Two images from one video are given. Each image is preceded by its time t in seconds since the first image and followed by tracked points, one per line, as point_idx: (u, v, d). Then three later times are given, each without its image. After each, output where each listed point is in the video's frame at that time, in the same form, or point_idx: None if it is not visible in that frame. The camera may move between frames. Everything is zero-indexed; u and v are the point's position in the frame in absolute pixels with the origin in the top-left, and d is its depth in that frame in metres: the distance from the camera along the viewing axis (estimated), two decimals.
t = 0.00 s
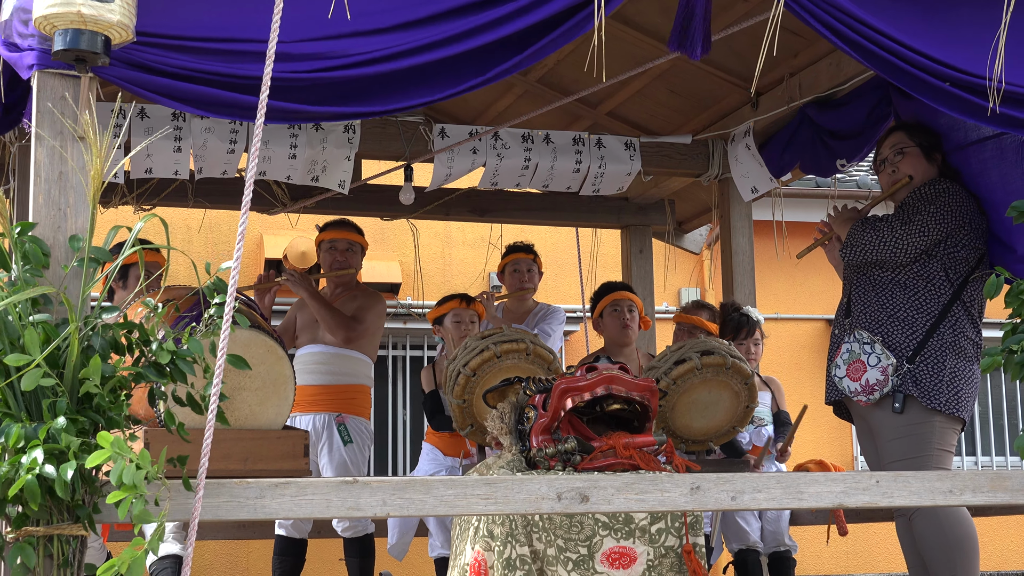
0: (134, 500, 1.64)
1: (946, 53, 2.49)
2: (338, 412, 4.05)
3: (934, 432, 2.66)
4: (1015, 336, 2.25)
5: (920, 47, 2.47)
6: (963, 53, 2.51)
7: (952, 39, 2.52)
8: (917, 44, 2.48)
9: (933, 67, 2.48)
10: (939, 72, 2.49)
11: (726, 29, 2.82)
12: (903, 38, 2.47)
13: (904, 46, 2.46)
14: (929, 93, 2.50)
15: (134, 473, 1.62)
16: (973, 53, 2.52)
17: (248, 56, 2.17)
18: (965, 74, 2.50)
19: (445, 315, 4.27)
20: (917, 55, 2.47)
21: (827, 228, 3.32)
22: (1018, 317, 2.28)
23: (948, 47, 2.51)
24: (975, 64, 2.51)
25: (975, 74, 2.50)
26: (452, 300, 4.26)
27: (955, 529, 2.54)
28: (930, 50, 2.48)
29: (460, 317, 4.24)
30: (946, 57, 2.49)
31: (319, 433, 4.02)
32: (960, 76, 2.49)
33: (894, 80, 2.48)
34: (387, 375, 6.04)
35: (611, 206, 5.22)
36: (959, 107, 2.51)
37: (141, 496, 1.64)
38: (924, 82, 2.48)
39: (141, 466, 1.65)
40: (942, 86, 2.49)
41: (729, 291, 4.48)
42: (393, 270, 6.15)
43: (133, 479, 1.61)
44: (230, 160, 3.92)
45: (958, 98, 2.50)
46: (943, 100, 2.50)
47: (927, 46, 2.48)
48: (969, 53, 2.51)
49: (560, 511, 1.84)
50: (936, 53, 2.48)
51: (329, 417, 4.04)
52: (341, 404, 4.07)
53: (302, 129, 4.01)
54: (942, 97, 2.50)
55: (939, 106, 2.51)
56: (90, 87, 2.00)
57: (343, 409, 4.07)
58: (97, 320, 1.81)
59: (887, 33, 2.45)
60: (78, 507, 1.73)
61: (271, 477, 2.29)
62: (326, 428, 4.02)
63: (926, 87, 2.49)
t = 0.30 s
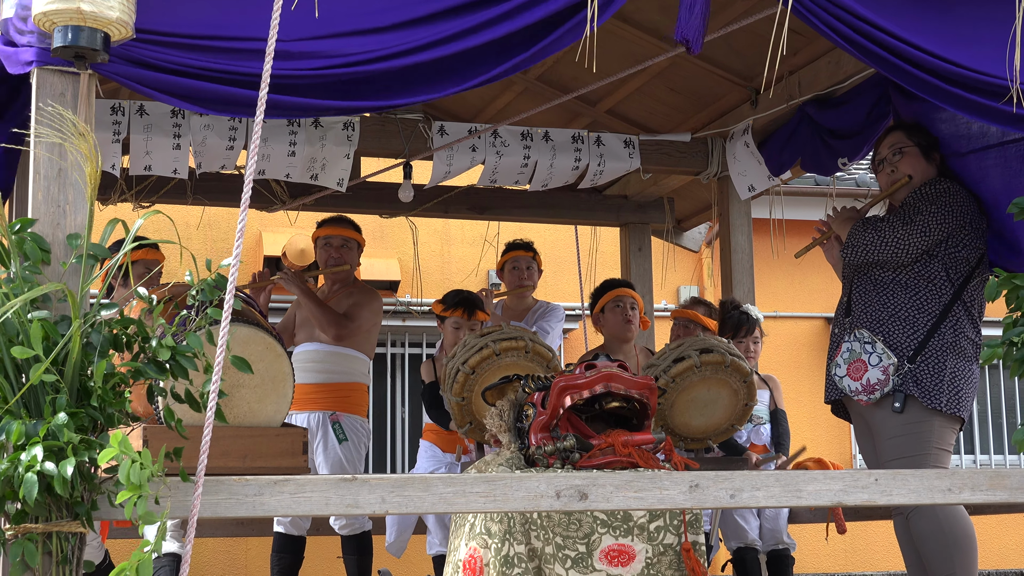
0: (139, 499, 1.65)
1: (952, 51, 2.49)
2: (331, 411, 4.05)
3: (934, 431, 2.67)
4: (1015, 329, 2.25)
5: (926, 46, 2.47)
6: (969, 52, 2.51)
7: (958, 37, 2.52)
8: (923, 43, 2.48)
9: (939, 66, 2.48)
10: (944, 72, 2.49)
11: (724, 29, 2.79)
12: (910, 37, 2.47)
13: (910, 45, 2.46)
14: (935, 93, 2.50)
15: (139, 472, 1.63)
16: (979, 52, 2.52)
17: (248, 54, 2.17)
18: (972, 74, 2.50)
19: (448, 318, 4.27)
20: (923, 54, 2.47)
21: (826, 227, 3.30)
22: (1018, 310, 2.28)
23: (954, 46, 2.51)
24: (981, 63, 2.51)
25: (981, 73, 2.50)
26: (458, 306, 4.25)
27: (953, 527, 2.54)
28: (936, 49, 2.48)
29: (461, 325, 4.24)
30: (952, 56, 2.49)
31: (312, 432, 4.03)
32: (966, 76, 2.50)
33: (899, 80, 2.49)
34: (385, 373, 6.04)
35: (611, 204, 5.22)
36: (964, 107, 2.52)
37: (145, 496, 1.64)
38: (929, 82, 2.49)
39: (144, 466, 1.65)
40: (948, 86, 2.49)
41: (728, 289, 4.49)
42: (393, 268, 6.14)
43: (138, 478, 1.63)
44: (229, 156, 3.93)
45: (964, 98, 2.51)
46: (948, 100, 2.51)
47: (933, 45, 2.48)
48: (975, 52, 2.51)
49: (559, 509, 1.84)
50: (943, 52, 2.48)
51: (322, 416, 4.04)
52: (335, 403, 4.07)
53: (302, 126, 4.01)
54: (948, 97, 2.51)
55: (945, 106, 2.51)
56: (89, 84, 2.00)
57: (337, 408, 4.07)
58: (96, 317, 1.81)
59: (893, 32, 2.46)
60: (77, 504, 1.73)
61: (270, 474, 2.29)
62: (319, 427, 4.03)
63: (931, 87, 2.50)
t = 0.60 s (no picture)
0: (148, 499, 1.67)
1: (957, 48, 2.49)
2: (327, 409, 4.05)
3: (933, 429, 2.67)
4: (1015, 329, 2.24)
5: (931, 44, 2.47)
6: (974, 49, 2.51)
7: (962, 34, 2.51)
8: (929, 40, 2.47)
9: (944, 64, 2.48)
10: (949, 69, 2.49)
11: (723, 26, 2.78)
12: (915, 35, 2.46)
13: (915, 43, 2.46)
14: (941, 91, 2.50)
15: (146, 473, 1.66)
16: (983, 49, 2.52)
17: (247, 51, 2.17)
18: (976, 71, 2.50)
19: (451, 315, 4.29)
20: (929, 52, 2.47)
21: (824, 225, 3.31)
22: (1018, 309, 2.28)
23: (959, 43, 2.50)
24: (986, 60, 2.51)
25: (986, 70, 2.50)
26: (462, 303, 4.27)
27: (953, 523, 2.54)
28: (941, 46, 2.48)
29: (462, 322, 4.25)
30: (957, 53, 2.48)
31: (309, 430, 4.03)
32: (971, 73, 2.50)
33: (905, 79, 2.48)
34: (384, 371, 6.03)
35: (610, 202, 5.22)
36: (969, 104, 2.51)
37: (153, 496, 1.66)
38: (935, 80, 2.49)
39: (150, 466, 1.68)
40: (953, 84, 2.49)
41: (727, 286, 4.49)
42: (391, 266, 6.14)
43: (146, 479, 1.65)
44: (228, 155, 3.94)
45: (969, 95, 2.51)
46: (954, 98, 2.50)
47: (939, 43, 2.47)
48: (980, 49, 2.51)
49: (558, 507, 1.84)
50: (948, 49, 2.48)
51: (319, 415, 4.04)
52: (332, 402, 4.07)
53: (301, 124, 4.01)
54: (953, 94, 2.51)
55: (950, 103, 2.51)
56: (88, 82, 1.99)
57: (332, 407, 4.07)
58: (96, 314, 1.81)
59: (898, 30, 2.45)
60: (76, 501, 1.73)
61: (268, 472, 2.29)
62: (315, 425, 4.02)
63: (937, 85, 2.49)
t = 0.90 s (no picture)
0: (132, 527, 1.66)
1: (962, 46, 2.48)
2: (327, 407, 4.05)
3: (932, 424, 2.67)
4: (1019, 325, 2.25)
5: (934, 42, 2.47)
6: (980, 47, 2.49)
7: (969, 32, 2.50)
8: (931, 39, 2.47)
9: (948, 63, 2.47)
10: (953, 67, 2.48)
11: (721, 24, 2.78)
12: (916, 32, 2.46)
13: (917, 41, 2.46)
14: (945, 89, 2.48)
15: (131, 505, 1.63)
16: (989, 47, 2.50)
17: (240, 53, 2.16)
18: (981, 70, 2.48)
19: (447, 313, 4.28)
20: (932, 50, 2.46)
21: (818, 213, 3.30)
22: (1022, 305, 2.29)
23: (963, 41, 2.49)
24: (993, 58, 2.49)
25: (992, 67, 2.48)
26: (460, 303, 4.26)
27: (954, 521, 2.55)
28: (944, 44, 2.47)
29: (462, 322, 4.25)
30: (961, 50, 2.47)
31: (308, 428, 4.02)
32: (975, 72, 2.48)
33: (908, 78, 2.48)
34: (383, 370, 6.03)
35: (608, 200, 5.22)
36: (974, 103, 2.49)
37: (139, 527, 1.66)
38: (939, 79, 2.48)
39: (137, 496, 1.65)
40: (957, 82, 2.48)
41: (726, 284, 4.49)
42: (390, 265, 6.15)
43: (129, 512, 1.63)
44: (226, 154, 3.93)
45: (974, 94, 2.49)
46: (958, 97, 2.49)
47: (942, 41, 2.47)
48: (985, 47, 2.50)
49: (558, 505, 1.84)
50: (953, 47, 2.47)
51: (319, 413, 4.04)
52: (332, 400, 4.07)
53: (299, 123, 4.00)
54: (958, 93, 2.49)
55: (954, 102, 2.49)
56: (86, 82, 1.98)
57: (332, 405, 4.07)
58: (95, 315, 1.81)
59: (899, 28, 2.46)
60: (75, 501, 1.73)
61: (267, 471, 2.29)
62: (315, 423, 4.02)
63: (940, 83, 2.48)
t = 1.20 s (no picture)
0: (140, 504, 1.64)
1: (956, 40, 2.48)
2: (329, 405, 4.05)
3: (927, 422, 2.67)
4: (1015, 322, 2.25)
5: (929, 37, 2.46)
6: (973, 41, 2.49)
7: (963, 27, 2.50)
8: (926, 33, 2.46)
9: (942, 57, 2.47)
10: (948, 62, 2.47)
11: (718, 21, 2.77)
12: (911, 27, 2.46)
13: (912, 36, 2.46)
14: (942, 84, 2.48)
15: (135, 478, 1.61)
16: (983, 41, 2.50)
17: (234, 50, 2.15)
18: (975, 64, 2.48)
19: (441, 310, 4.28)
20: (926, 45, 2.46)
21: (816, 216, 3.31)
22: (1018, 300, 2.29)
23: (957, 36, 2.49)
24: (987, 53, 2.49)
25: (983, 62, 2.48)
26: (449, 295, 4.28)
27: (949, 518, 2.55)
28: (940, 38, 2.46)
29: (454, 314, 4.24)
30: (957, 45, 2.47)
31: (309, 425, 4.01)
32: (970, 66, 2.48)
33: (903, 74, 2.47)
34: (381, 368, 6.03)
35: (606, 198, 5.22)
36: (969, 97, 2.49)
37: (145, 501, 1.63)
38: (935, 73, 2.47)
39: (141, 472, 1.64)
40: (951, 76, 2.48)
41: (724, 281, 4.49)
42: (388, 263, 6.15)
43: (134, 484, 1.61)
44: (224, 149, 3.94)
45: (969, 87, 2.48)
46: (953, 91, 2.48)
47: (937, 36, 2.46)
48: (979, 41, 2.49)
49: (556, 502, 1.83)
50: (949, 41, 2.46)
51: (320, 411, 4.04)
52: (334, 398, 4.08)
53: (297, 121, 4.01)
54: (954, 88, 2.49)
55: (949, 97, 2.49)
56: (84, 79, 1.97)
57: (334, 402, 4.07)
58: (92, 312, 1.81)
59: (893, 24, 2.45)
60: (73, 499, 1.72)
61: (265, 468, 2.29)
62: (316, 420, 4.02)
63: (936, 78, 2.47)
